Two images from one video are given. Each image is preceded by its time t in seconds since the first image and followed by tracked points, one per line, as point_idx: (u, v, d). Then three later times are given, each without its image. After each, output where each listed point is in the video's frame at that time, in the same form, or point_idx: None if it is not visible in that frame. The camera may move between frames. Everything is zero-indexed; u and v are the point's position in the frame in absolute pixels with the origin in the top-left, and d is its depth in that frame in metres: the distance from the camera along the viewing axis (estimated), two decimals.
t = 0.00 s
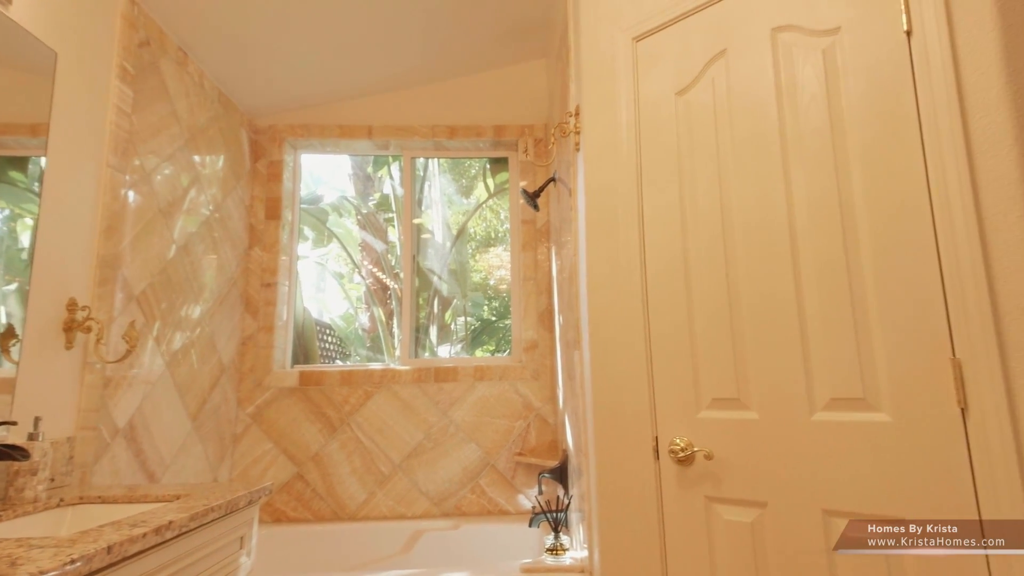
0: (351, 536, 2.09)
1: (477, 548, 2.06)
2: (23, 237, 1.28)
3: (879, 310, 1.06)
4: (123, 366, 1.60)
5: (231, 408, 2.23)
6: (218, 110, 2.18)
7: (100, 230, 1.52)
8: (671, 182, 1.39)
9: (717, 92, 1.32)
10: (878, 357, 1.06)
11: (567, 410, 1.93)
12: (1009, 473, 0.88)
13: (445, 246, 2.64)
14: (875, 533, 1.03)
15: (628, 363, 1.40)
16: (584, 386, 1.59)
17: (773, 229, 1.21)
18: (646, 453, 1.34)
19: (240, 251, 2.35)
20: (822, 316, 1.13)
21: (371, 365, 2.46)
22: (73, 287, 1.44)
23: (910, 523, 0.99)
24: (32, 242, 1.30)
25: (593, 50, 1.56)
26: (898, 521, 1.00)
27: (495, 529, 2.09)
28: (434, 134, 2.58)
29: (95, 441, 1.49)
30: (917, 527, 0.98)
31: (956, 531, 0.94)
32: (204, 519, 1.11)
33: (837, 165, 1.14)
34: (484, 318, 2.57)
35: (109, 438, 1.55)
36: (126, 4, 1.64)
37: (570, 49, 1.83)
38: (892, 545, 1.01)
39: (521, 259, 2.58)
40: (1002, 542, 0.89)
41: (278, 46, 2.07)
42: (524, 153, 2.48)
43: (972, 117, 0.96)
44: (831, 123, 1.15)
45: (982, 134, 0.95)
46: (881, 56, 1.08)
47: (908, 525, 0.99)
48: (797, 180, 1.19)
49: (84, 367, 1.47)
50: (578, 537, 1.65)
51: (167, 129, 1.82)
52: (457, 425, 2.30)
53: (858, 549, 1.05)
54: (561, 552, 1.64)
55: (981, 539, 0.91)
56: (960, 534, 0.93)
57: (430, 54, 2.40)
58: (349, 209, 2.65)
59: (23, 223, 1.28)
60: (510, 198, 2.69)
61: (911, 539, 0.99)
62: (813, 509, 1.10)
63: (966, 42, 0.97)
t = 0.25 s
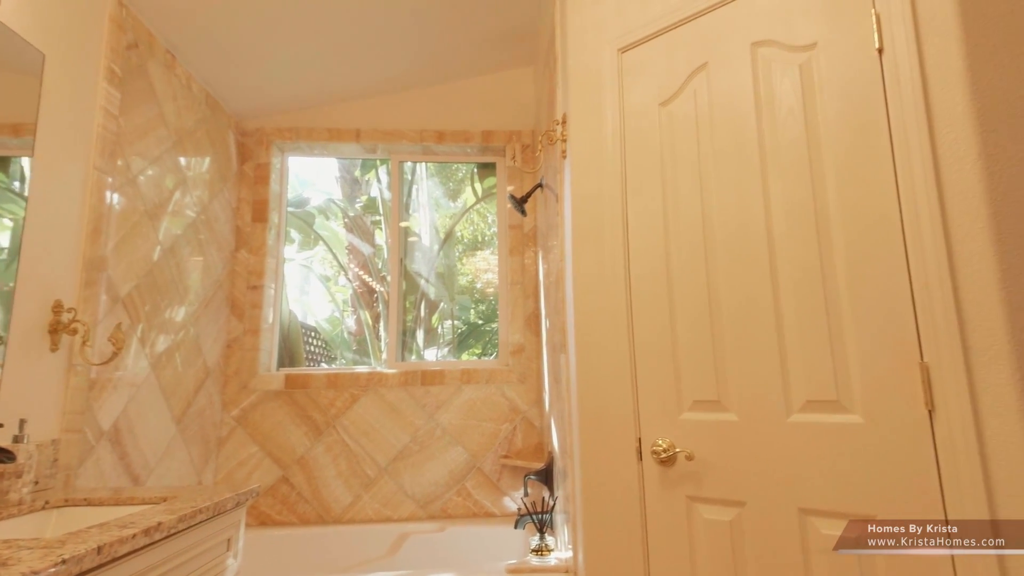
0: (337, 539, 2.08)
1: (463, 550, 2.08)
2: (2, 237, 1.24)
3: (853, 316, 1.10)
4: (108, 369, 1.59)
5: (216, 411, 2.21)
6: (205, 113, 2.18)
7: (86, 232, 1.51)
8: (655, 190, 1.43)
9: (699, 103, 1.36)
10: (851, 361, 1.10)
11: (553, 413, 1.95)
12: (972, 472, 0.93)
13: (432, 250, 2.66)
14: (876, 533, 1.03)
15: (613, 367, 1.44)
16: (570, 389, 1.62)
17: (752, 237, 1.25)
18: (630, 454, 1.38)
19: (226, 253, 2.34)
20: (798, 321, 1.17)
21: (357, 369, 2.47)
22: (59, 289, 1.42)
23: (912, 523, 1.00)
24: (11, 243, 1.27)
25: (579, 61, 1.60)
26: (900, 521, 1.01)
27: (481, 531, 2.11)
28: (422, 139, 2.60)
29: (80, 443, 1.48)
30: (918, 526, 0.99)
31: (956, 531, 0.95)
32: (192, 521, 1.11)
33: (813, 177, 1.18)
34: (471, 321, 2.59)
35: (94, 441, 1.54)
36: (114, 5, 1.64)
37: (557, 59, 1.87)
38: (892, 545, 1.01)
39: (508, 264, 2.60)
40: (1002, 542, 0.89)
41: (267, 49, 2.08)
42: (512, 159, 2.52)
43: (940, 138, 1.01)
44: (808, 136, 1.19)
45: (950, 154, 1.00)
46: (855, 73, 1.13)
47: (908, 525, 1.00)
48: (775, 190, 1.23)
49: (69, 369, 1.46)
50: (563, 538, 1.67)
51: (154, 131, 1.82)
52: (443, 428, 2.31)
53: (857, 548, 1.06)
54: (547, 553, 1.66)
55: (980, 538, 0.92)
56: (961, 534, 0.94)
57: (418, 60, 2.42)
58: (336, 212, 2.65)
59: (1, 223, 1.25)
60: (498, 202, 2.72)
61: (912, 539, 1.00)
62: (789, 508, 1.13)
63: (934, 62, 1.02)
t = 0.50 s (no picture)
0: (324, 548, 2.09)
1: (451, 557, 2.10)
2: None
3: (825, 330, 1.16)
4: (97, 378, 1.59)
5: (203, 420, 2.21)
6: (194, 122, 2.18)
7: (75, 242, 1.51)
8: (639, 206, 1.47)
9: (681, 123, 1.41)
10: (824, 373, 1.15)
11: (540, 421, 1.99)
12: (936, 479, 0.98)
13: (420, 258, 2.68)
14: (876, 533, 1.04)
15: (599, 377, 1.48)
16: (556, 398, 1.66)
17: (732, 253, 1.30)
18: (614, 462, 1.42)
19: (214, 261, 2.34)
20: (774, 334, 1.22)
21: (344, 376, 2.48)
22: (48, 299, 1.42)
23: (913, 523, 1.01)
24: None
25: (566, 80, 1.65)
26: (901, 521, 1.02)
27: (469, 538, 2.13)
28: (411, 148, 2.63)
29: (67, 453, 1.47)
30: (918, 527, 1.00)
31: (956, 531, 0.95)
32: (183, 532, 1.12)
33: (788, 196, 1.23)
34: (459, 329, 2.62)
35: (82, 451, 1.53)
36: (104, 15, 1.65)
37: (545, 75, 1.91)
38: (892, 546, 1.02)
39: (496, 272, 2.64)
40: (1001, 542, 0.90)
41: (257, 59, 2.10)
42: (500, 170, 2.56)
43: (906, 164, 1.07)
44: (783, 157, 1.25)
45: (916, 179, 1.06)
46: (827, 99, 1.18)
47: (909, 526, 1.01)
48: (753, 208, 1.29)
49: (58, 380, 1.46)
50: (549, 544, 1.70)
51: (143, 141, 1.83)
52: (431, 436, 2.33)
53: (857, 549, 1.06)
54: (533, 559, 1.69)
55: (980, 539, 0.92)
56: (960, 534, 0.94)
57: (408, 71, 2.45)
58: (324, 219, 2.66)
59: None
60: (485, 211, 2.75)
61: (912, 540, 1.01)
62: (766, 514, 1.18)
63: (900, 93, 1.08)
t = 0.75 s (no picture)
0: (320, 560, 2.10)
1: (446, 569, 2.12)
2: None
3: (811, 352, 1.20)
4: (98, 394, 1.61)
5: (200, 433, 2.22)
6: (194, 137, 2.21)
7: (80, 260, 1.53)
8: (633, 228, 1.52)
9: (672, 149, 1.46)
10: (810, 394, 1.19)
11: (535, 434, 2.03)
12: (916, 498, 1.03)
13: (416, 270, 2.71)
14: (876, 533, 1.07)
15: (594, 395, 1.52)
16: (552, 414, 1.70)
17: (722, 276, 1.35)
18: (609, 478, 1.46)
19: (212, 275, 2.36)
20: (763, 356, 1.27)
21: (340, 389, 2.50)
22: (53, 316, 1.44)
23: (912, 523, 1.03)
24: None
25: (562, 105, 1.71)
26: (901, 521, 1.05)
27: (464, 550, 2.15)
28: (409, 163, 2.67)
29: (69, 468, 1.49)
30: (918, 527, 1.02)
31: (956, 531, 0.98)
32: (190, 548, 1.14)
33: (775, 223, 1.28)
34: (454, 340, 2.65)
35: (83, 466, 1.55)
36: (110, 35, 1.69)
37: (541, 97, 1.97)
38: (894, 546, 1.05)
39: (491, 285, 2.68)
40: (1003, 542, 0.96)
41: (258, 77, 2.13)
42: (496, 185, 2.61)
43: (887, 195, 1.13)
44: (771, 185, 1.30)
45: (896, 210, 1.11)
46: (812, 131, 1.24)
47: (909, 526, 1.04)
48: (742, 234, 1.34)
49: (61, 396, 1.47)
50: (545, 557, 1.74)
51: (145, 158, 1.85)
52: (427, 448, 2.36)
53: (858, 548, 1.09)
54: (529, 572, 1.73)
55: (981, 539, 0.96)
56: (961, 534, 0.98)
57: (406, 88, 2.50)
58: (321, 231, 2.69)
59: None
60: (481, 224, 2.79)
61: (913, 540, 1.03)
62: (756, 530, 1.22)
63: (881, 128, 1.14)
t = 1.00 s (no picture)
0: None
1: None
2: None
3: (804, 389, 1.24)
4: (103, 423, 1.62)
5: (199, 457, 2.23)
6: (198, 163, 2.24)
7: (86, 290, 1.55)
8: (631, 263, 1.56)
9: (668, 187, 1.51)
10: (804, 430, 1.23)
11: (534, 460, 2.05)
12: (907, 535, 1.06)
13: (415, 290, 2.74)
14: (876, 533, 1.10)
15: (594, 427, 1.56)
16: (552, 444, 1.74)
17: (718, 312, 1.39)
18: (608, 509, 1.49)
19: (212, 298, 2.38)
20: (758, 391, 1.31)
21: (338, 411, 2.51)
22: (59, 348, 1.46)
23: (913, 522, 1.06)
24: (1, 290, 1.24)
25: (562, 142, 1.76)
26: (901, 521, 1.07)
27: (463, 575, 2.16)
28: (409, 187, 2.71)
29: (72, 499, 1.50)
30: (918, 527, 1.04)
31: (956, 531, 1.01)
32: None
33: (769, 262, 1.33)
34: (452, 360, 2.68)
35: (86, 495, 1.56)
36: (118, 69, 1.71)
37: (539, 128, 2.02)
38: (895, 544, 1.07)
39: (489, 307, 2.71)
40: (1002, 542, 1.01)
41: (261, 105, 2.17)
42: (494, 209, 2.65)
43: (876, 241, 1.17)
44: (763, 225, 1.34)
45: (885, 254, 1.15)
46: (803, 174, 1.29)
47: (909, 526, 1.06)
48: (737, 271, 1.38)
49: (66, 426, 1.49)
50: None
51: (150, 186, 1.88)
52: (425, 471, 2.37)
53: (857, 548, 1.12)
54: None
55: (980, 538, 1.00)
56: (960, 534, 1.01)
57: (406, 115, 2.55)
58: (320, 251, 2.72)
59: None
60: (479, 245, 2.83)
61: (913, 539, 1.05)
62: (753, 564, 1.25)
63: (869, 174, 1.19)
